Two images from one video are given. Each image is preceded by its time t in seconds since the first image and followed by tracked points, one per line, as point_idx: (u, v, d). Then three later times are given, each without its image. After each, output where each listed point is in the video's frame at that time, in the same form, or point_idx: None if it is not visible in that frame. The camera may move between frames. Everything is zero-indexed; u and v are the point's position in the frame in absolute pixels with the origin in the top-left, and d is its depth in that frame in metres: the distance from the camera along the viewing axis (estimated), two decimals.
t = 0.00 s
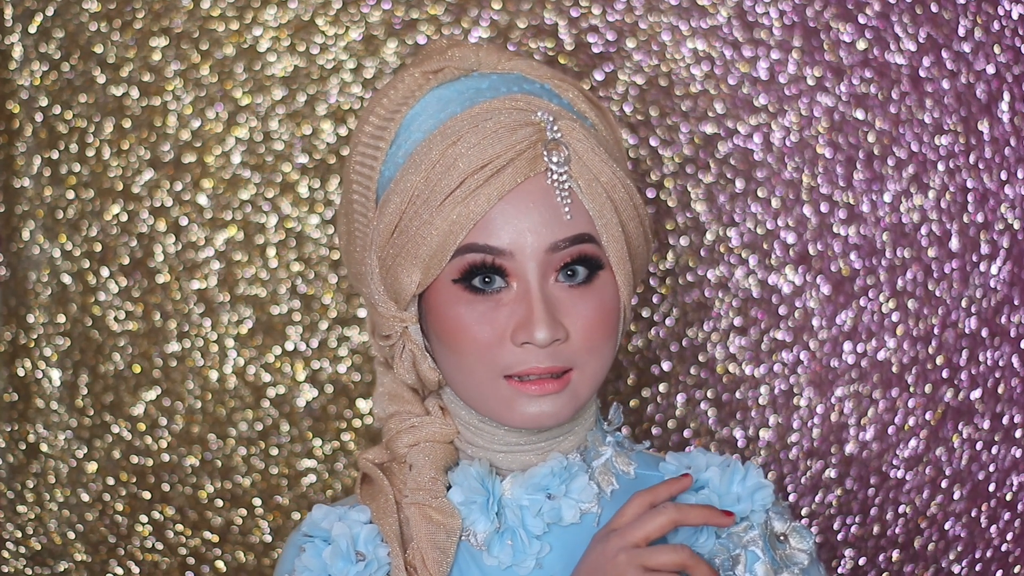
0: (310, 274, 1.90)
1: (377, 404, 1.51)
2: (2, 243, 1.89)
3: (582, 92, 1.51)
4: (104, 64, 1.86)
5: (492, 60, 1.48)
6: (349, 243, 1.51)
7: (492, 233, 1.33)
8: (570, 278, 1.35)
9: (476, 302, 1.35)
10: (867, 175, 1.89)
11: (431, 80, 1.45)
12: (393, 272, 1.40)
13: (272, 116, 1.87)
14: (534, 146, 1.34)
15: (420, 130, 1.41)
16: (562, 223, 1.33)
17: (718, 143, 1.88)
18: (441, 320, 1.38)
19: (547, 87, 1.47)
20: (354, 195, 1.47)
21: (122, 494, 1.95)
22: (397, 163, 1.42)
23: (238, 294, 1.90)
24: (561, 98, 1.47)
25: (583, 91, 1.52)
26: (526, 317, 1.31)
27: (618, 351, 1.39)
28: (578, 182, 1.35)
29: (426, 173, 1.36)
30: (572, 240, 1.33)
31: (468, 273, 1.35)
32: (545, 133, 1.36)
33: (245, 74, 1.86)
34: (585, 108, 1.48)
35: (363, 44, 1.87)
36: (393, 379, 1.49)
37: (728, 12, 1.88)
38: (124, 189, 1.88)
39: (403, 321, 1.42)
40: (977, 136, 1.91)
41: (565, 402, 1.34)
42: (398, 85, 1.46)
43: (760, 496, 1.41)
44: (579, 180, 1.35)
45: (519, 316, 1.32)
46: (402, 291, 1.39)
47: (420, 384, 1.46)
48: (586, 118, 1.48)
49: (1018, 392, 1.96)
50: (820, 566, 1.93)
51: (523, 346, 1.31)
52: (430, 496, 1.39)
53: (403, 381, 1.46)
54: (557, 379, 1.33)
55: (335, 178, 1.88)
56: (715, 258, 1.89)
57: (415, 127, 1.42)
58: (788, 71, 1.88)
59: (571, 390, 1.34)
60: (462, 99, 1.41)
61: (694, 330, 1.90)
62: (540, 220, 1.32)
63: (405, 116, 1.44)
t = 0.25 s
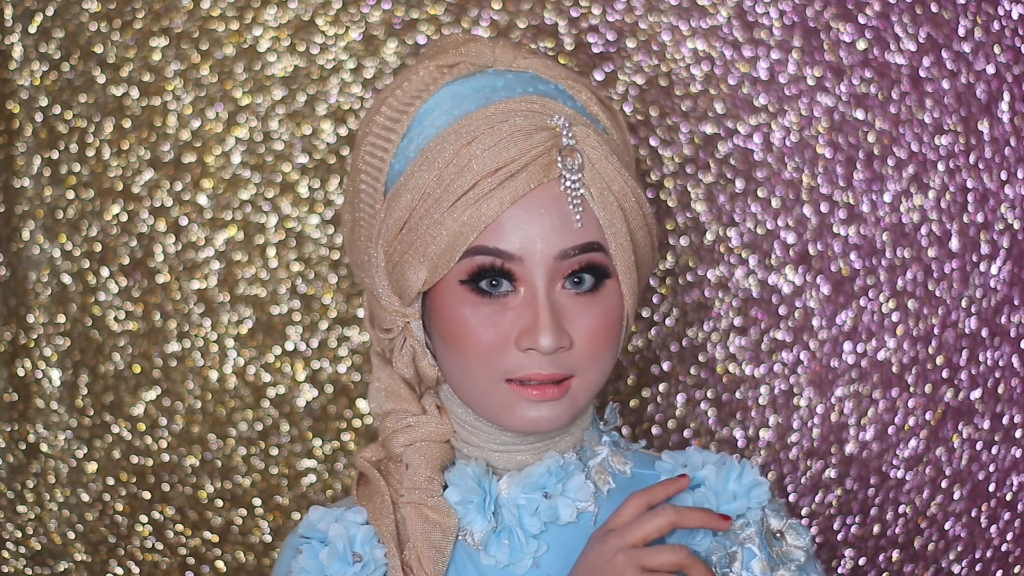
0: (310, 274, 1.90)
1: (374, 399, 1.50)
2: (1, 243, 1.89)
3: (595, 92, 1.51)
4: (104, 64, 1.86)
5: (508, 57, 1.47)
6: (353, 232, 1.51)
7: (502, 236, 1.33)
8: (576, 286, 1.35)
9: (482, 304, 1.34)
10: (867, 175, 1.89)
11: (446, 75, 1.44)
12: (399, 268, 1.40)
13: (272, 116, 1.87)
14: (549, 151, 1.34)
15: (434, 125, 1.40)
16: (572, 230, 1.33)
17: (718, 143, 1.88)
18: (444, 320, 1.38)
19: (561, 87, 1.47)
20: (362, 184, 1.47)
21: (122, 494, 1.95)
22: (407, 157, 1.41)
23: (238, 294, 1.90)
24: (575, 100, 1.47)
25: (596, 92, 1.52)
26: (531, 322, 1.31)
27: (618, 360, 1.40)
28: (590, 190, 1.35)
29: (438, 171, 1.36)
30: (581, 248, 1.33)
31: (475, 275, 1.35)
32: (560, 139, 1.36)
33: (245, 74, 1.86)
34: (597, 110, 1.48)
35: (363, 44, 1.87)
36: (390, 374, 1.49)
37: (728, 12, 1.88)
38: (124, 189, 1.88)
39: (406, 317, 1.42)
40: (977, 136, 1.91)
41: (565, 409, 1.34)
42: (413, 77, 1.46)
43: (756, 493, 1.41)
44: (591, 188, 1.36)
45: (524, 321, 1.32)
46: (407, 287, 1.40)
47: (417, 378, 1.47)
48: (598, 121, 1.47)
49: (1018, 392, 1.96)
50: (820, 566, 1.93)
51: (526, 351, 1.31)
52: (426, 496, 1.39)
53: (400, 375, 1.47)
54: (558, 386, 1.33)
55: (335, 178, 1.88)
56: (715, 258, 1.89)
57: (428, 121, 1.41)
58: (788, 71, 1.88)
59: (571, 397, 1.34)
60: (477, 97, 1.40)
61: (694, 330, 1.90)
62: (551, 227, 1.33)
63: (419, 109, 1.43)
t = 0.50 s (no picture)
0: (310, 274, 1.90)
1: (375, 391, 1.50)
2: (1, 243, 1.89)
3: (610, 94, 1.50)
4: (104, 64, 1.86)
5: (526, 56, 1.47)
6: (360, 223, 1.50)
7: (513, 241, 1.32)
8: (583, 293, 1.35)
9: (490, 308, 1.35)
10: (867, 175, 1.89)
11: (462, 71, 1.44)
12: (407, 266, 1.40)
13: (272, 116, 1.87)
14: (563, 158, 1.34)
15: (448, 123, 1.40)
16: (583, 239, 1.33)
17: (718, 143, 1.88)
18: (451, 322, 1.38)
19: (577, 89, 1.47)
20: (372, 175, 1.46)
21: (122, 494, 1.95)
22: (420, 153, 1.41)
23: (238, 294, 1.90)
24: (590, 103, 1.46)
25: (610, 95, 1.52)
26: (537, 329, 1.32)
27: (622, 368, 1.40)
28: (603, 200, 1.35)
29: (451, 172, 1.35)
30: (591, 257, 1.33)
31: (483, 279, 1.35)
32: (575, 146, 1.35)
33: (245, 74, 1.86)
34: (612, 113, 1.48)
35: (363, 44, 1.87)
36: (392, 366, 1.48)
37: (728, 12, 1.88)
38: (124, 189, 1.88)
39: (411, 313, 1.42)
40: (977, 136, 1.91)
41: (566, 416, 1.35)
42: (429, 72, 1.45)
43: (755, 492, 1.41)
44: (604, 198, 1.35)
45: (530, 328, 1.32)
46: (414, 286, 1.39)
47: (419, 373, 1.47)
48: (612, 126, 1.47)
49: (1018, 392, 1.96)
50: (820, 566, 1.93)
51: (531, 357, 1.32)
52: (425, 492, 1.40)
53: (402, 370, 1.46)
54: (561, 393, 1.34)
55: (335, 178, 1.88)
56: (715, 258, 1.89)
57: (443, 118, 1.41)
58: (788, 71, 1.88)
59: (573, 404, 1.35)
60: (493, 96, 1.40)
61: (694, 330, 1.90)
62: (561, 234, 1.32)
63: (434, 104, 1.43)
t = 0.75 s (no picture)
0: (310, 274, 1.90)
1: (377, 386, 1.50)
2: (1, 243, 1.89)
3: (621, 95, 1.50)
4: (104, 64, 1.86)
5: (538, 56, 1.47)
6: (368, 219, 1.51)
7: (519, 246, 1.33)
8: (588, 300, 1.35)
9: (494, 312, 1.35)
10: (867, 175, 1.89)
11: (474, 70, 1.44)
12: (413, 266, 1.40)
13: (272, 116, 1.87)
14: (572, 165, 1.34)
15: (458, 123, 1.40)
16: (589, 246, 1.33)
17: (718, 143, 1.88)
18: (455, 324, 1.38)
19: (588, 91, 1.47)
20: (381, 171, 1.46)
21: (122, 494, 1.95)
22: (429, 153, 1.41)
23: (238, 294, 1.90)
24: (601, 106, 1.46)
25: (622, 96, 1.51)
26: (540, 335, 1.32)
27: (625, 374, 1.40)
28: (610, 207, 1.35)
29: (459, 175, 1.35)
30: (597, 265, 1.33)
31: (488, 283, 1.35)
32: (585, 152, 1.35)
33: (245, 74, 1.86)
34: (623, 116, 1.47)
35: (363, 44, 1.87)
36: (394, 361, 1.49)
37: (728, 12, 1.88)
38: (124, 189, 1.88)
39: (415, 313, 1.42)
40: (977, 136, 1.91)
41: (567, 421, 1.35)
42: (441, 69, 1.45)
43: (755, 493, 1.41)
44: (612, 205, 1.35)
45: (534, 333, 1.32)
46: (419, 286, 1.40)
47: (422, 371, 1.47)
48: (623, 129, 1.47)
49: (1018, 392, 1.96)
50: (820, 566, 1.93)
51: (534, 363, 1.32)
52: (425, 490, 1.40)
53: (405, 366, 1.47)
54: (563, 398, 1.34)
55: (335, 178, 1.88)
56: (715, 258, 1.89)
57: (453, 117, 1.41)
58: (788, 71, 1.88)
59: (575, 410, 1.35)
60: (504, 98, 1.40)
61: (694, 331, 1.91)
62: (568, 241, 1.33)
63: (445, 103, 1.42)
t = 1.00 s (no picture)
0: (310, 274, 1.90)
1: (379, 385, 1.50)
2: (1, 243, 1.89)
3: (629, 99, 1.51)
4: (104, 64, 1.86)
5: (546, 57, 1.47)
6: (373, 216, 1.51)
7: (523, 244, 1.33)
8: (590, 300, 1.35)
9: (496, 310, 1.34)
10: (867, 175, 1.89)
11: (483, 70, 1.44)
12: (417, 262, 1.40)
13: (272, 116, 1.87)
14: (577, 165, 1.34)
15: (465, 121, 1.40)
16: (593, 245, 1.33)
17: (718, 143, 1.88)
18: (457, 321, 1.38)
19: (596, 93, 1.47)
20: (387, 168, 1.47)
21: (122, 494, 1.95)
22: (436, 150, 1.41)
23: (238, 294, 1.90)
24: (608, 107, 1.47)
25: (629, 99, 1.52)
26: (542, 333, 1.32)
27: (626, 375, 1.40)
28: (615, 208, 1.35)
29: (465, 172, 1.35)
30: (600, 265, 1.33)
31: (491, 280, 1.35)
32: (590, 152, 1.36)
33: (245, 74, 1.86)
34: (630, 120, 1.48)
35: (363, 44, 1.87)
36: (397, 359, 1.49)
37: (728, 12, 1.88)
38: (124, 189, 1.88)
39: (418, 309, 1.42)
40: (977, 136, 1.91)
41: (567, 421, 1.35)
42: (450, 68, 1.45)
43: (755, 494, 1.41)
44: (616, 205, 1.36)
45: (535, 331, 1.32)
46: (423, 283, 1.40)
47: (423, 369, 1.47)
48: (630, 132, 1.47)
49: (1018, 392, 1.96)
50: (820, 566, 1.93)
51: (534, 361, 1.32)
52: (425, 489, 1.40)
53: (407, 363, 1.47)
54: (563, 398, 1.34)
55: (335, 178, 1.88)
56: (715, 258, 1.89)
57: (460, 116, 1.41)
58: (788, 71, 1.88)
59: (574, 409, 1.35)
60: (511, 97, 1.40)
61: (694, 331, 1.91)
62: (572, 240, 1.33)
63: (452, 102, 1.43)
